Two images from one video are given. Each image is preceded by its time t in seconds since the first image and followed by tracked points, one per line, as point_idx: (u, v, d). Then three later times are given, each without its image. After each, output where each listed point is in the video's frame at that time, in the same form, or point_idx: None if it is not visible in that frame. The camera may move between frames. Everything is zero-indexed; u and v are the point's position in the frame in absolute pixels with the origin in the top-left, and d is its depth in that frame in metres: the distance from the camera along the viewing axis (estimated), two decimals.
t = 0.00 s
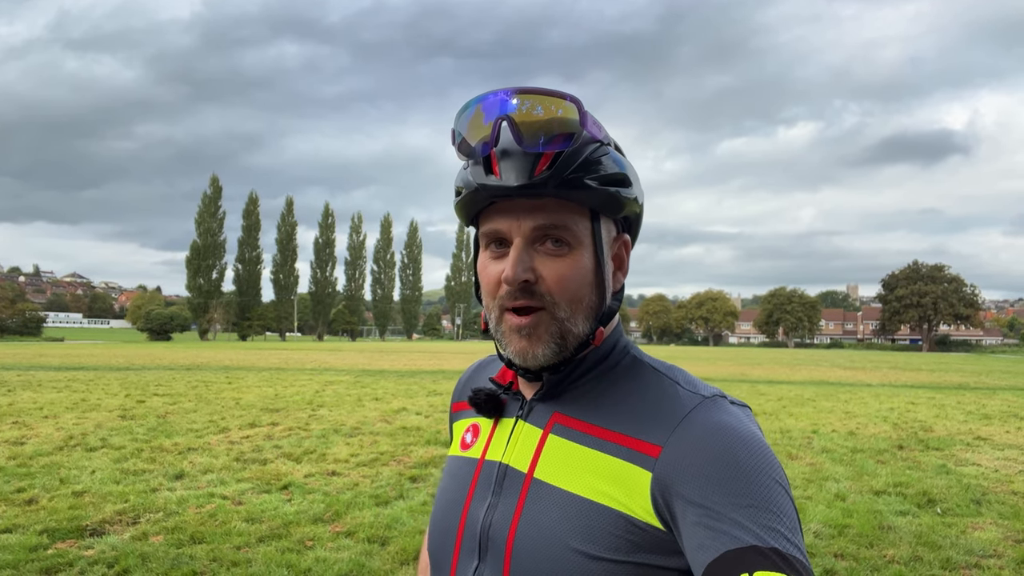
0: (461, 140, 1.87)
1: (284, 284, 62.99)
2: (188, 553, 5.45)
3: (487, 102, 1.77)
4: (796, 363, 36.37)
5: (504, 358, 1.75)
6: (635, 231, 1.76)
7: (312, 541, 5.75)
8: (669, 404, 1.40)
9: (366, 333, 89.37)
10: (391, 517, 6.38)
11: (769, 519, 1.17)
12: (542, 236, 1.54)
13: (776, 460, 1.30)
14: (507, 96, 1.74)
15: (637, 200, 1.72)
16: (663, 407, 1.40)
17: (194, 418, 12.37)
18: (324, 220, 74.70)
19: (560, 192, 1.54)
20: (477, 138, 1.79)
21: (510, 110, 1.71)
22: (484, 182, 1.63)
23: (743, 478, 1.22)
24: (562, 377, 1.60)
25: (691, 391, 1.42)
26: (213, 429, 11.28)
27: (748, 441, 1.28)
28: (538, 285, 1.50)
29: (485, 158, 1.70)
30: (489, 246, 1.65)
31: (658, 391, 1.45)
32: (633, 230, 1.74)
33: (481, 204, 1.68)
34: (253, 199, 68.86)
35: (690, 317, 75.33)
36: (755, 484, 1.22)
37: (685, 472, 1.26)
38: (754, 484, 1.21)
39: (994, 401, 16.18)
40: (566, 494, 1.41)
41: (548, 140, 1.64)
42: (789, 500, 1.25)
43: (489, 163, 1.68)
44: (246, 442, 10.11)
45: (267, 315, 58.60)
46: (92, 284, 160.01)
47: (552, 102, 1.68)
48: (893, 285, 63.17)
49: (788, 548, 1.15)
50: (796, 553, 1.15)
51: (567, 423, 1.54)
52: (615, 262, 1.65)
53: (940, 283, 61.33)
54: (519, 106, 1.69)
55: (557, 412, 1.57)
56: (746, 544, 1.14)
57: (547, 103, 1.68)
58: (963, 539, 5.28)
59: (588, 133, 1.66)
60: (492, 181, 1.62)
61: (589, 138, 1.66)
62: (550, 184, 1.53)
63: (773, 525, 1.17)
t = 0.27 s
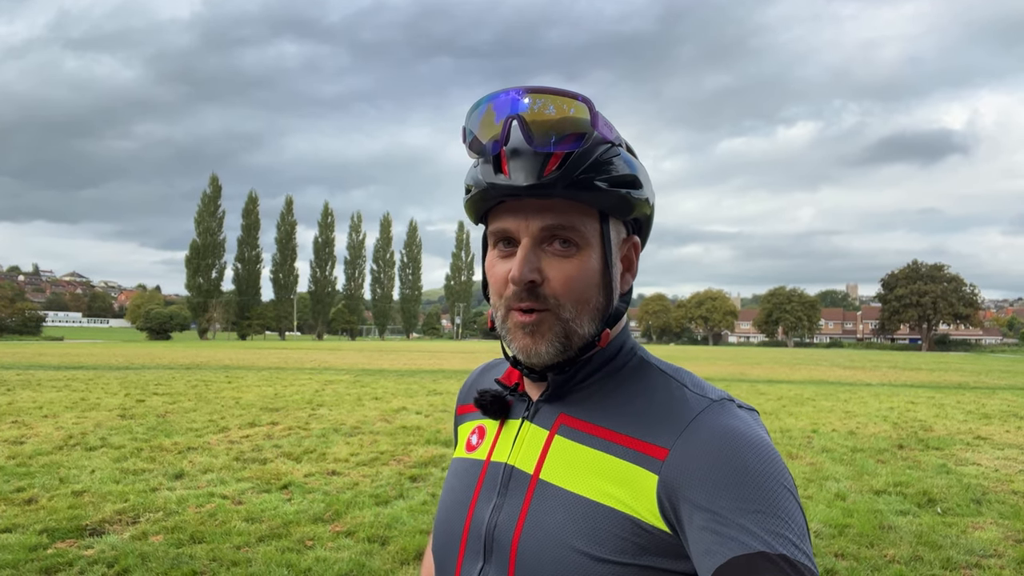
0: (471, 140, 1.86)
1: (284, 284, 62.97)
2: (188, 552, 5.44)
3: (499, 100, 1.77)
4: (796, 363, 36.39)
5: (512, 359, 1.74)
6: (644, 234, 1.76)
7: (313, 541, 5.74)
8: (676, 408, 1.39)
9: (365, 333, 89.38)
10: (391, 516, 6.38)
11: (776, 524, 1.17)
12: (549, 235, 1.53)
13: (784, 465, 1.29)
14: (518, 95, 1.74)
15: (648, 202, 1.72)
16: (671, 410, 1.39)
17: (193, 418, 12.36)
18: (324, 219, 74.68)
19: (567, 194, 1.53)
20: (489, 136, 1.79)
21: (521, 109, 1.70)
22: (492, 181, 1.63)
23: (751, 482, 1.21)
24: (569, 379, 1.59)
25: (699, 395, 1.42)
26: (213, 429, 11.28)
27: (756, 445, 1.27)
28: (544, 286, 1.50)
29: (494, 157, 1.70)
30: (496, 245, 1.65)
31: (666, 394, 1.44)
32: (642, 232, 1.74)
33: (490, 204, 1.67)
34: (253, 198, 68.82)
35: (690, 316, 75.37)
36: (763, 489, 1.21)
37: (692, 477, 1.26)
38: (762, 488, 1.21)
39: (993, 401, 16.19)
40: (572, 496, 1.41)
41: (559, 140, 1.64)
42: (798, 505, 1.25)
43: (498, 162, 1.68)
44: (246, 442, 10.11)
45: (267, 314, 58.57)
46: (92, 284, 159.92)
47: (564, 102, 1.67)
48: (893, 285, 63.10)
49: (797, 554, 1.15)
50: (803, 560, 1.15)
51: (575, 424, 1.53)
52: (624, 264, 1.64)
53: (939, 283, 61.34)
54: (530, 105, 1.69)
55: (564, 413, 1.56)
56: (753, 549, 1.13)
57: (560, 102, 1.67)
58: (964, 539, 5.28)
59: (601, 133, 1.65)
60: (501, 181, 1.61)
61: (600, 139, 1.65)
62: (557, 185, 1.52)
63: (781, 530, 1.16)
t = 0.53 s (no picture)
0: (466, 142, 1.87)
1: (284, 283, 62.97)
2: (187, 552, 5.44)
3: (492, 102, 1.77)
4: (796, 363, 36.39)
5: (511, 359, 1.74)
6: (642, 233, 1.76)
7: (312, 540, 5.74)
8: (674, 405, 1.39)
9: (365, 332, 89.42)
10: (391, 516, 6.38)
11: (773, 522, 1.17)
12: (542, 236, 1.53)
13: (781, 462, 1.30)
14: (512, 95, 1.74)
15: (647, 200, 1.72)
16: (668, 407, 1.40)
17: (193, 417, 12.36)
18: (323, 219, 74.69)
19: (558, 194, 1.53)
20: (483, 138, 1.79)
21: (513, 111, 1.71)
22: (484, 183, 1.64)
23: (749, 481, 1.21)
24: (567, 377, 1.59)
25: (696, 393, 1.42)
26: (213, 428, 11.28)
27: (753, 442, 1.28)
28: (540, 284, 1.50)
29: (486, 158, 1.71)
30: (491, 245, 1.65)
31: (663, 392, 1.45)
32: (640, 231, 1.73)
33: (485, 204, 1.67)
34: (253, 198, 68.82)
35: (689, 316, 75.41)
36: (761, 488, 1.21)
37: (689, 473, 1.26)
38: (759, 487, 1.21)
39: (993, 400, 16.19)
40: (569, 493, 1.41)
41: (552, 139, 1.64)
42: (795, 504, 1.25)
43: (490, 162, 1.68)
44: (246, 441, 10.11)
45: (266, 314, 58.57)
46: (92, 284, 159.78)
47: (558, 101, 1.68)
48: (892, 285, 63.13)
49: (795, 553, 1.14)
50: (801, 558, 1.15)
51: (574, 421, 1.53)
52: (621, 261, 1.64)
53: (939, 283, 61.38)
54: (524, 106, 1.69)
55: (564, 410, 1.56)
56: (750, 547, 1.13)
57: (554, 103, 1.67)
58: (963, 538, 5.28)
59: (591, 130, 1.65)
60: (493, 183, 1.62)
61: (592, 138, 1.64)
62: (548, 184, 1.52)
63: (778, 528, 1.16)
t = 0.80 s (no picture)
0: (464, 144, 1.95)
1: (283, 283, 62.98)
2: (187, 550, 5.45)
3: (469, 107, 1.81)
4: (796, 362, 36.43)
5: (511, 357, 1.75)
6: (648, 230, 1.67)
7: (312, 540, 5.74)
8: (677, 402, 1.39)
9: (365, 332, 89.46)
10: (391, 515, 6.38)
11: (776, 519, 1.17)
12: (510, 235, 1.55)
13: (784, 459, 1.29)
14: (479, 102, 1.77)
15: (648, 195, 1.63)
16: (671, 404, 1.39)
17: (193, 416, 12.36)
18: (323, 218, 74.71)
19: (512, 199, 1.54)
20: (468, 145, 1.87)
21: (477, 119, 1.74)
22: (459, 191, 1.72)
23: (752, 478, 1.21)
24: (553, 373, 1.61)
25: (699, 390, 1.42)
26: (213, 427, 11.29)
27: (757, 439, 1.28)
28: (505, 283, 1.53)
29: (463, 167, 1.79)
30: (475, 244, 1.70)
31: (667, 389, 1.44)
32: (639, 230, 1.65)
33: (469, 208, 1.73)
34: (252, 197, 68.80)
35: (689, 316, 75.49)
36: (764, 485, 1.21)
37: (692, 469, 1.26)
38: (761, 484, 1.21)
39: (993, 400, 16.21)
40: (572, 490, 1.41)
41: (510, 145, 1.65)
42: (798, 501, 1.25)
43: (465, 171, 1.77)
44: (245, 440, 10.11)
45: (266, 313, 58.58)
46: (91, 283, 159.62)
47: (514, 108, 1.66)
48: (892, 284, 63.16)
49: (797, 550, 1.15)
50: (803, 554, 1.15)
51: (575, 419, 1.53)
52: (609, 259, 1.58)
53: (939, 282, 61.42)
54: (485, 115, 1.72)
55: (566, 408, 1.56)
56: (752, 544, 1.13)
57: (510, 108, 1.66)
58: (964, 537, 5.28)
59: (571, 127, 1.59)
60: (464, 190, 1.69)
61: (552, 139, 1.59)
62: (497, 187, 1.55)
63: (781, 525, 1.17)
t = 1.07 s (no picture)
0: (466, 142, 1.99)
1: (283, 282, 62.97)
2: (186, 550, 5.45)
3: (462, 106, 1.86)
4: (795, 361, 36.45)
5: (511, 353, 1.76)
6: (646, 229, 1.61)
7: (311, 539, 5.74)
8: (676, 401, 1.39)
9: (365, 331, 89.48)
10: (390, 514, 6.38)
11: (774, 517, 1.17)
12: (490, 229, 1.59)
13: (782, 459, 1.29)
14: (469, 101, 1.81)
15: (644, 192, 1.57)
16: (670, 404, 1.39)
17: (192, 416, 12.35)
18: (323, 218, 74.70)
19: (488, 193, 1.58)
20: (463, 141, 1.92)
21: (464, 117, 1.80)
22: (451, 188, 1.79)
23: (749, 476, 1.21)
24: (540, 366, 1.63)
25: (698, 389, 1.41)
26: (212, 427, 11.28)
27: (754, 438, 1.27)
28: (484, 274, 1.57)
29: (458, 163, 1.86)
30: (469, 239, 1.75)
31: (665, 388, 1.44)
32: (622, 225, 1.57)
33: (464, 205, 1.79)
34: (252, 197, 68.77)
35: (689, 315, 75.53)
36: (762, 484, 1.20)
37: (691, 467, 1.26)
38: (758, 483, 1.20)
39: (992, 399, 16.22)
40: (570, 488, 1.40)
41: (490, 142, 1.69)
42: (795, 500, 1.24)
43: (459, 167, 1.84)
44: (245, 440, 10.11)
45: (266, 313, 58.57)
46: (90, 283, 159.56)
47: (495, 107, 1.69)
48: (892, 284, 63.18)
49: (795, 549, 1.15)
50: (801, 553, 1.15)
51: (572, 417, 1.53)
52: (590, 257, 1.54)
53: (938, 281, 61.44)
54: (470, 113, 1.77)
55: (564, 406, 1.56)
56: (749, 543, 1.13)
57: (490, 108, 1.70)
58: (964, 537, 5.28)
59: (549, 124, 1.56)
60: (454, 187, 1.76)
61: (527, 135, 1.59)
62: (476, 182, 1.60)
63: (778, 524, 1.16)
